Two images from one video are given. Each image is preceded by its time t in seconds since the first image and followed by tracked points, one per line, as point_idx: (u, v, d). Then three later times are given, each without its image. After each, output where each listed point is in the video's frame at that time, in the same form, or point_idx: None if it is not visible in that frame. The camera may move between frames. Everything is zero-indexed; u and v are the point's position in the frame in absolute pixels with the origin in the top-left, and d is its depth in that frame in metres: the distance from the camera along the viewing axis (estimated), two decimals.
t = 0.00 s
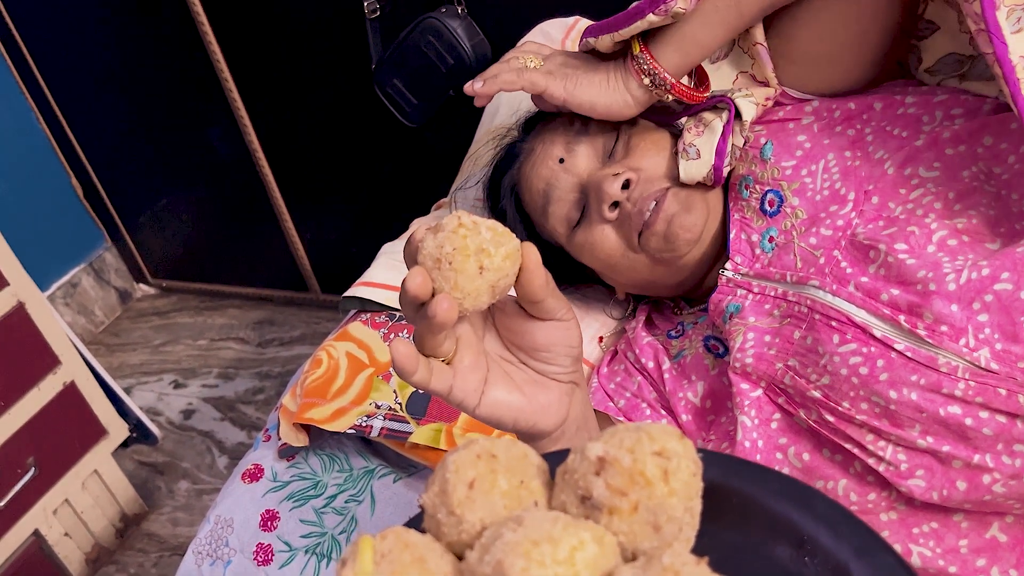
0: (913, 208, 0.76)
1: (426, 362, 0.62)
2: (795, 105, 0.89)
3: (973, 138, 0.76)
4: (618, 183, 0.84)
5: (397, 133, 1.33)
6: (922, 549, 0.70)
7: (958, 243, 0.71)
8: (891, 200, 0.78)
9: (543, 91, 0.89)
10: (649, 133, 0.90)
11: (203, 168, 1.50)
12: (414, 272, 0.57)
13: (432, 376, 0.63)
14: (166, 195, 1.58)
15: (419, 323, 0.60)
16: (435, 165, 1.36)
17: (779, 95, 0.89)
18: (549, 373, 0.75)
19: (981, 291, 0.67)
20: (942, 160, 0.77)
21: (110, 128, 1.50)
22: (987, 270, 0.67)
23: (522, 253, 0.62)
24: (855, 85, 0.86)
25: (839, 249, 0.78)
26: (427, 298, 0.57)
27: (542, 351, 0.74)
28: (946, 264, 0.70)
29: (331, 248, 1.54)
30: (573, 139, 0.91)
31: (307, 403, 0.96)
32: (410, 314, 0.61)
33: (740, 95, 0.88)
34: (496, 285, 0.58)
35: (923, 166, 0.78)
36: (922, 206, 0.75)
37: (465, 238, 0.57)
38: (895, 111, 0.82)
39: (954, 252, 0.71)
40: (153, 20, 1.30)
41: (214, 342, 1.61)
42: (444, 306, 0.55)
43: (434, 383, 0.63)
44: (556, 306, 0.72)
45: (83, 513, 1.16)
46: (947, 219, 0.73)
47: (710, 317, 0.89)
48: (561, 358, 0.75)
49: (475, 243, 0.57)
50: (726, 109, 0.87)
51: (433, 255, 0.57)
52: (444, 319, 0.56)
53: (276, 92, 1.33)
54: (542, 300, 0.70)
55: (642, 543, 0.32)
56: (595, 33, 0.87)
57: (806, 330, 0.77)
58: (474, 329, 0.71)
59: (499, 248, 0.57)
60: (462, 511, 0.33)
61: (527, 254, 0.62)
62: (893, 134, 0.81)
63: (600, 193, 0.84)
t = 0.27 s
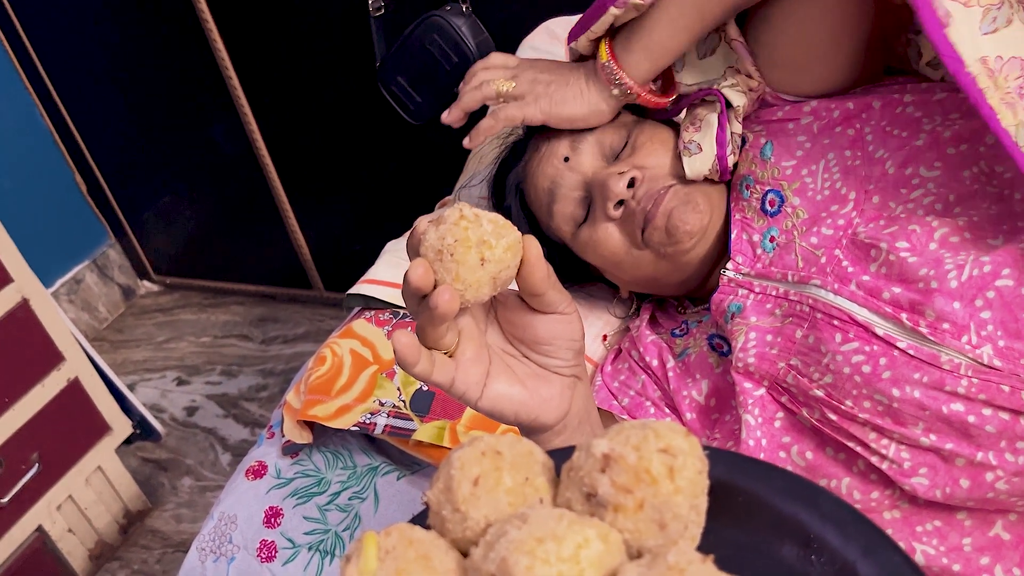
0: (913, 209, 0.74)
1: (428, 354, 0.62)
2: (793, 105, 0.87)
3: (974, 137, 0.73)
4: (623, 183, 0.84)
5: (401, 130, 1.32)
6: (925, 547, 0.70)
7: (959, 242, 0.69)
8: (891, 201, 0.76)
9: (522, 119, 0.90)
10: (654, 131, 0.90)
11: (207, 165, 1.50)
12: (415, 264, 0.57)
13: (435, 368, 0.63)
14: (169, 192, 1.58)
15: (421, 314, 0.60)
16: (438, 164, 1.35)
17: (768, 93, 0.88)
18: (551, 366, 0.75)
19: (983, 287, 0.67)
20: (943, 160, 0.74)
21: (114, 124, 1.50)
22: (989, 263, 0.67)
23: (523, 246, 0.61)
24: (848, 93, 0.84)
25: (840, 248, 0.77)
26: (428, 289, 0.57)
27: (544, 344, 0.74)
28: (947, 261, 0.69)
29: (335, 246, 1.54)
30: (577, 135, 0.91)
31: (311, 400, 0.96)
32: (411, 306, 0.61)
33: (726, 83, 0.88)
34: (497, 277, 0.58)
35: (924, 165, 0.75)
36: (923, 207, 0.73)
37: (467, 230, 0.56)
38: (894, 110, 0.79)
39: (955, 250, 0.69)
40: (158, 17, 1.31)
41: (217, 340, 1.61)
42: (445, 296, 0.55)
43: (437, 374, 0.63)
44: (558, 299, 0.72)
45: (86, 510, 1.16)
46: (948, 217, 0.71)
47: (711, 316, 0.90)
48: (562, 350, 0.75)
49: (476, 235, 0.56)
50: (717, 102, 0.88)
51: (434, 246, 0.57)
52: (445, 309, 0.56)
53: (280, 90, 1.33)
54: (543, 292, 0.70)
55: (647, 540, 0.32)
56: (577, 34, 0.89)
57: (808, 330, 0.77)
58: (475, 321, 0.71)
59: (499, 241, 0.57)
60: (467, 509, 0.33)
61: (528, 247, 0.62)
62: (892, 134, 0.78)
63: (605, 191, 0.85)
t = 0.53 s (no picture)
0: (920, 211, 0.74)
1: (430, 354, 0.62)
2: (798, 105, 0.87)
3: (982, 139, 0.72)
4: (626, 187, 0.84)
5: (406, 128, 1.32)
6: (932, 549, 0.69)
7: (966, 244, 0.69)
8: (899, 202, 0.76)
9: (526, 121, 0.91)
10: (660, 132, 0.89)
11: (213, 163, 1.50)
12: (420, 265, 0.57)
13: (437, 367, 0.63)
14: (174, 190, 1.58)
15: (425, 315, 0.60)
16: (444, 162, 1.35)
17: (772, 90, 0.88)
18: (556, 366, 0.74)
19: (990, 290, 0.66)
20: (950, 163, 0.74)
21: (120, 122, 1.51)
22: (997, 266, 0.66)
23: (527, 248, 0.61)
24: (850, 91, 0.83)
25: (846, 250, 0.77)
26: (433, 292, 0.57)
27: (548, 345, 0.73)
28: (955, 262, 0.69)
29: (340, 243, 1.54)
30: (582, 138, 0.91)
31: (316, 398, 0.96)
32: (416, 307, 0.61)
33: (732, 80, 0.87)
34: (501, 278, 0.57)
35: (931, 168, 0.75)
36: (930, 211, 0.73)
37: (471, 231, 0.56)
38: (900, 111, 0.79)
39: (963, 252, 0.69)
40: (163, 15, 1.31)
41: (222, 337, 1.62)
42: (450, 301, 0.56)
43: (438, 374, 0.64)
44: (561, 299, 0.71)
45: (91, 507, 1.16)
46: (955, 219, 0.71)
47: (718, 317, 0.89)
48: (567, 351, 0.74)
49: (480, 237, 0.56)
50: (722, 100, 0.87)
51: (438, 248, 0.57)
52: (449, 313, 0.57)
53: (286, 88, 1.33)
54: (548, 293, 0.69)
55: (652, 541, 0.32)
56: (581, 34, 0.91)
57: (815, 331, 0.77)
58: (479, 321, 0.71)
59: (504, 242, 0.57)
60: (471, 508, 0.33)
61: (531, 250, 0.62)
62: (900, 135, 0.78)
63: (608, 197, 0.84)
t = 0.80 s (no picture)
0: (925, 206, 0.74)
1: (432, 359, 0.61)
2: (805, 98, 0.86)
3: (990, 135, 0.73)
4: (633, 191, 0.84)
5: (411, 126, 1.32)
6: (939, 544, 0.68)
7: (974, 237, 0.69)
8: (904, 196, 0.75)
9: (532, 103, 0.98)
10: (668, 135, 0.89)
11: (218, 161, 1.51)
12: (420, 272, 0.57)
13: (440, 373, 0.63)
14: (179, 188, 1.59)
15: (426, 321, 0.60)
16: (448, 159, 1.35)
17: (774, 79, 0.88)
18: (559, 369, 0.74)
19: (997, 283, 0.66)
20: (957, 157, 0.74)
21: (126, 120, 1.51)
22: (1004, 260, 0.66)
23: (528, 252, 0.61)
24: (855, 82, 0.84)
25: (853, 243, 0.76)
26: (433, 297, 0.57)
27: (552, 348, 0.73)
28: (962, 255, 0.69)
29: (345, 241, 1.54)
30: (590, 140, 0.91)
31: (323, 395, 0.96)
32: (418, 314, 0.61)
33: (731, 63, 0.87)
34: (502, 284, 0.57)
35: (938, 162, 0.75)
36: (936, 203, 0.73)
37: (472, 238, 0.56)
38: (906, 109, 0.79)
39: (970, 245, 0.69)
40: (169, 13, 1.31)
41: (227, 335, 1.62)
42: (450, 306, 0.55)
43: (442, 380, 0.63)
44: (565, 303, 0.71)
45: (96, 503, 1.16)
46: (963, 213, 0.71)
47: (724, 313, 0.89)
48: (570, 354, 0.74)
49: (481, 243, 0.56)
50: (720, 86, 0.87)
51: (439, 255, 0.56)
52: (450, 318, 0.56)
53: (291, 85, 1.33)
54: (550, 297, 0.69)
55: (653, 538, 0.32)
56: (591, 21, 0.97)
57: (821, 325, 0.76)
58: (481, 325, 0.71)
59: (504, 248, 0.57)
60: (472, 504, 0.33)
61: (532, 255, 0.62)
62: (907, 132, 0.78)
63: (616, 200, 0.84)
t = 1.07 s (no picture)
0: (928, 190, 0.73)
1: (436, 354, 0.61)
2: (812, 95, 0.88)
3: (993, 125, 0.73)
4: (640, 191, 0.83)
5: (415, 124, 1.32)
6: (941, 529, 0.67)
7: (973, 222, 0.68)
8: (907, 183, 0.75)
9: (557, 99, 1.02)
10: (674, 134, 0.89)
11: (223, 159, 1.51)
12: (424, 267, 0.56)
13: (444, 368, 0.62)
14: (185, 185, 1.59)
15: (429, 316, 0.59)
16: (452, 158, 1.35)
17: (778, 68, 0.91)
18: (561, 364, 0.74)
19: (996, 267, 0.65)
20: (960, 147, 0.74)
21: (131, 118, 1.52)
22: (1003, 243, 0.65)
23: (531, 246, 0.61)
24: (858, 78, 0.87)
25: (855, 227, 0.76)
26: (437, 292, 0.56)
27: (555, 344, 0.73)
28: (962, 238, 0.68)
29: (349, 239, 1.54)
30: (596, 140, 0.91)
31: (329, 391, 0.96)
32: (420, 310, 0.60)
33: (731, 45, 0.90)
34: (506, 278, 0.57)
35: (941, 150, 0.75)
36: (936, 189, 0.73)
37: (475, 232, 0.56)
38: (911, 103, 0.80)
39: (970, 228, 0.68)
40: (174, 11, 1.31)
41: (231, 332, 1.62)
42: (454, 300, 0.55)
43: (446, 375, 0.62)
44: (567, 298, 0.71)
45: (101, 499, 1.17)
46: (965, 197, 0.70)
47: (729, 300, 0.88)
48: (573, 349, 0.74)
49: (484, 237, 0.56)
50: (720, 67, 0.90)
51: (442, 250, 0.56)
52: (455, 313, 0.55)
53: (295, 84, 1.33)
54: (553, 293, 0.68)
55: (654, 539, 0.31)
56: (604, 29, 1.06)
57: (822, 307, 0.76)
58: (485, 321, 0.70)
59: (508, 242, 0.57)
60: (472, 505, 0.33)
61: (536, 249, 0.62)
62: (909, 122, 0.79)
63: (623, 200, 0.84)
